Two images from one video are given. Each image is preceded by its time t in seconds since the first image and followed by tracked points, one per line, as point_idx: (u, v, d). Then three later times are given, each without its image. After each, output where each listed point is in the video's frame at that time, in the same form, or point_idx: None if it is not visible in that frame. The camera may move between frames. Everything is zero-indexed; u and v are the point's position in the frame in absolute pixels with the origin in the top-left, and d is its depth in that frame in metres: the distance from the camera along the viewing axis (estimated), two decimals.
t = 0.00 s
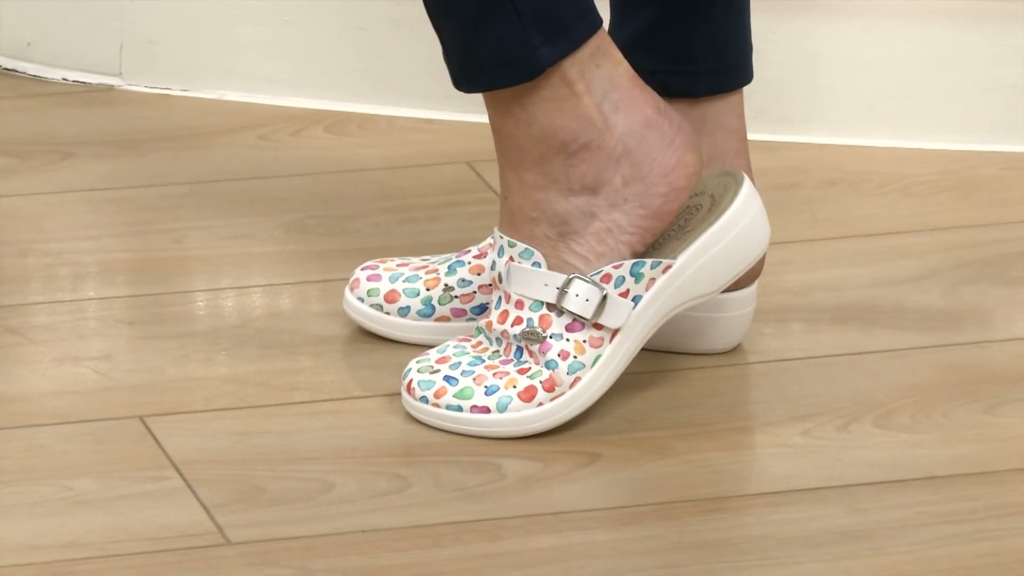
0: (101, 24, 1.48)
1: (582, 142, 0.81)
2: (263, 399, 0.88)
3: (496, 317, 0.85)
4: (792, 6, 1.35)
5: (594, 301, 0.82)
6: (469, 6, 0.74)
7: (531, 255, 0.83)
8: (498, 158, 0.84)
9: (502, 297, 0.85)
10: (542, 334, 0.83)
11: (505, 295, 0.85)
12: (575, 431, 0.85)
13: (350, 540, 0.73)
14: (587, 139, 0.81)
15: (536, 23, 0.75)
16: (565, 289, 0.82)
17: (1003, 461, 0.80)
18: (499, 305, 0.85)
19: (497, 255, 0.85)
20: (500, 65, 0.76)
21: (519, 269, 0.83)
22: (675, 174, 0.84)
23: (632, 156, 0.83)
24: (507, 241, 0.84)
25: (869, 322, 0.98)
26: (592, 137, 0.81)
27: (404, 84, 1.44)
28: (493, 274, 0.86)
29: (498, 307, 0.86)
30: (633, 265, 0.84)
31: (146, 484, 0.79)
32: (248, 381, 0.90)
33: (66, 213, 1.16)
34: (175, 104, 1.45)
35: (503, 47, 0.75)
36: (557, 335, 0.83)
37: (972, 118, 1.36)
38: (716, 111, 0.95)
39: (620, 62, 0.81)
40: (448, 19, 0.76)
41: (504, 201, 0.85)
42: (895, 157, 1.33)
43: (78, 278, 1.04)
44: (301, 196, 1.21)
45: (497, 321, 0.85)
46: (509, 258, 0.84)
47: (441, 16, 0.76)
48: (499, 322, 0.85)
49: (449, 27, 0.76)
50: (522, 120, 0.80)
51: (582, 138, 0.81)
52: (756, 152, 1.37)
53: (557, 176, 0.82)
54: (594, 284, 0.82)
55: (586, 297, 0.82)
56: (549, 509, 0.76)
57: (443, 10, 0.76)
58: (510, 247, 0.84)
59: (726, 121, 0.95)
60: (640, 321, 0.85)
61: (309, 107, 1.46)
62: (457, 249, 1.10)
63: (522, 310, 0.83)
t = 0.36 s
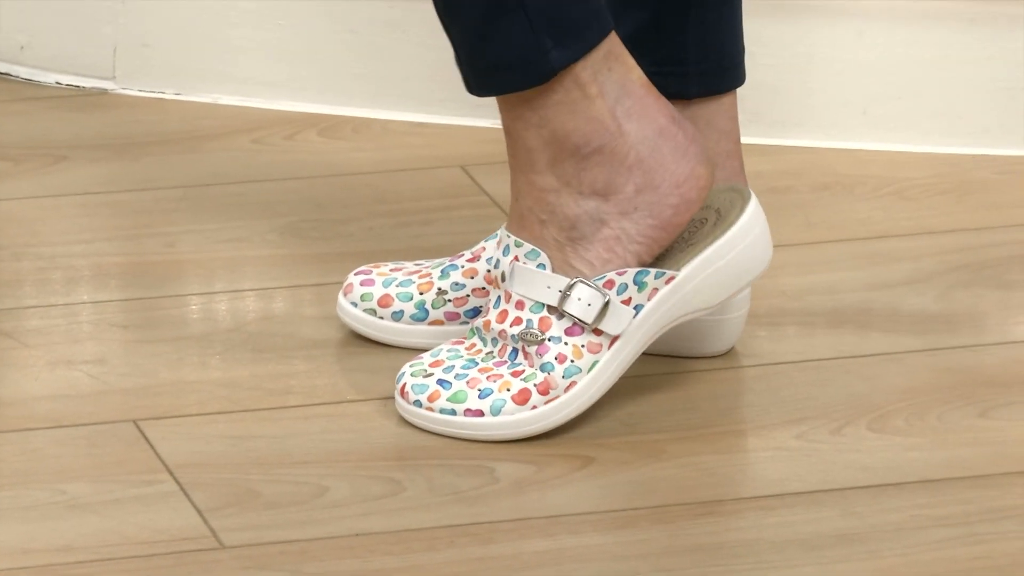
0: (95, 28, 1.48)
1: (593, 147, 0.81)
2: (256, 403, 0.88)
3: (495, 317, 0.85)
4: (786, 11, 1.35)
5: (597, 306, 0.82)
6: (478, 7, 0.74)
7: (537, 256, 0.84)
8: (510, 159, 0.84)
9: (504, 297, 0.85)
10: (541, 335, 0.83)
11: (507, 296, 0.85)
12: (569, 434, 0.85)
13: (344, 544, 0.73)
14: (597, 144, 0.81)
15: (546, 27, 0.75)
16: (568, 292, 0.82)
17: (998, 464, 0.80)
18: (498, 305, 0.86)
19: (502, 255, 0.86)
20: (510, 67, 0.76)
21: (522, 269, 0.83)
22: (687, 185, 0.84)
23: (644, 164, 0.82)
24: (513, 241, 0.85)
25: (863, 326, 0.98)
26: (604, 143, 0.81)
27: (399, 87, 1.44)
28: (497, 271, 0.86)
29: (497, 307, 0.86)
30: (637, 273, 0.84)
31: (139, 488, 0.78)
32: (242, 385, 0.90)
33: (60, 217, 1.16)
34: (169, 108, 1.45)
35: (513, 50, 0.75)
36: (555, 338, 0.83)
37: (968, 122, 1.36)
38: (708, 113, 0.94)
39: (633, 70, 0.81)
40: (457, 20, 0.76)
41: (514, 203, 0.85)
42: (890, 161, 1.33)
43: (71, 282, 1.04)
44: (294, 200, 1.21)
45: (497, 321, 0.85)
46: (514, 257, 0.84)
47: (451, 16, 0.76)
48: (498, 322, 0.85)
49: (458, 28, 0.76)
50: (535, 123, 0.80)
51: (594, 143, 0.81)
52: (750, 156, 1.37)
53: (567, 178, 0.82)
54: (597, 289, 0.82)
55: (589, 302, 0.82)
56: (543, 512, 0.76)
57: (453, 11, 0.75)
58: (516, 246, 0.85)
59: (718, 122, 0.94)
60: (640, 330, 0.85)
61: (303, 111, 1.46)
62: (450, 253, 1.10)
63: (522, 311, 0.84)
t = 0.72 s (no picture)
0: (92, 29, 1.48)
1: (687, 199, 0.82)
2: (253, 404, 0.88)
3: (528, 318, 0.85)
4: (781, 12, 1.35)
5: (633, 339, 0.82)
6: (629, 43, 0.73)
7: (601, 278, 0.83)
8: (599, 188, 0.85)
9: (544, 300, 0.84)
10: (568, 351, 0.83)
11: (548, 302, 0.84)
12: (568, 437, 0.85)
13: (341, 545, 0.73)
14: (693, 198, 0.82)
15: (686, 72, 0.75)
16: (611, 316, 0.82)
17: (995, 465, 0.80)
18: (534, 307, 0.85)
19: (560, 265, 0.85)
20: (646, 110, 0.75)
21: (583, 285, 0.83)
22: (762, 272, 0.85)
23: (729, 237, 0.84)
24: (584, 255, 0.84)
25: (859, 327, 0.98)
26: (701, 205, 0.82)
27: (396, 88, 1.44)
28: (549, 274, 0.84)
29: (531, 309, 0.85)
30: (678, 324, 0.83)
31: (135, 490, 0.78)
32: (238, 386, 0.90)
33: (56, 218, 1.16)
34: (166, 110, 1.45)
35: (650, 93, 0.74)
36: (581, 357, 0.83)
37: (965, 124, 1.36)
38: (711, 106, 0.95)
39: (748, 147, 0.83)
40: (601, 54, 0.74)
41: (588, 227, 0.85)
42: (887, 163, 1.33)
43: (68, 283, 1.04)
44: (291, 202, 1.21)
45: (529, 323, 0.84)
46: (578, 270, 0.84)
47: (594, 47, 0.74)
48: (531, 324, 0.84)
49: (600, 61, 0.74)
50: (644, 164, 0.81)
51: (692, 200, 0.82)
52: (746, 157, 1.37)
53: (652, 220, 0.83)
54: (639, 324, 0.82)
55: (627, 333, 0.82)
56: (541, 514, 0.76)
57: (601, 41, 0.73)
58: (585, 260, 0.84)
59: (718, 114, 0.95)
60: (662, 378, 0.84)
61: (299, 113, 1.46)
62: (447, 255, 1.10)
63: (558, 322, 0.83)
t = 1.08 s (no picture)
0: (91, 30, 1.48)
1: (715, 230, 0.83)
2: (252, 405, 0.88)
3: (538, 322, 0.86)
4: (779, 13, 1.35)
5: (641, 350, 0.82)
6: (695, 70, 0.74)
7: (616, 291, 0.84)
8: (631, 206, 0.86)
9: (555, 304, 0.85)
10: (575, 356, 0.83)
11: (560, 307, 0.85)
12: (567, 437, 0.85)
13: (340, 546, 0.73)
14: (722, 230, 0.83)
15: (750, 110, 0.76)
16: (621, 324, 0.83)
17: (993, 466, 0.80)
18: (544, 310, 0.86)
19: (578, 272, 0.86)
20: (704, 133, 0.76)
21: (597, 293, 0.84)
22: (779, 314, 0.85)
23: (750, 274, 0.85)
24: (603, 266, 0.85)
25: (857, 328, 0.98)
26: (728, 238, 0.84)
27: (395, 89, 1.44)
28: (565, 282, 0.86)
29: (542, 313, 0.86)
30: (686, 338, 0.84)
31: (134, 491, 0.78)
32: (237, 387, 0.90)
33: (56, 219, 1.16)
34: (165, 110, 1.45)
35: (709, 121, 0.76)
36: (587, 362, 0.83)
37: (963, 125, 1.36)
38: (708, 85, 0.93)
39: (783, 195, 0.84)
40: (674, 70, 0.75)
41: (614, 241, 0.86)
42: (885, 164, 1.33)
43: (67, 283, 1.04)
44: (289, 202, 1.21)
45: (539, 326, 0.85)
46: (595, 279, 0.85)
47: (664, 66, 0.76)
48: (538, 327, 0.85)
49: (672, 78, 0.75)
50: (679, 189, 0.82)
51: (719, 233, 0.83)
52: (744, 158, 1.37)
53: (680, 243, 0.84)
54: (648, 334, 0.82)
55: (636, 342, 0.82)
56: (540, 515, 0.76)
57: (671, 60, 0.75)
58: (604, 271, 0.85)
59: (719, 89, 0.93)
60: (665, 388, 0.84)
61: (298, 113, 1.46)
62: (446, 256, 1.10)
63: (568, 326, 0.84)
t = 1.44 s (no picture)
0: (91, 30, 1.48)
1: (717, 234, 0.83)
2: (251, 405, 0.88)
3: (539, 322, 0.86)
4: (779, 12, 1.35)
5: (642, 350, 0.82)
6: (697, 79, 0.74)
7: (618, 291, 0.84)
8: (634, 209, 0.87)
9: (556, 304, 0.85)
10: (575, 355, 0.83)
11: (561, 307, 0.85)
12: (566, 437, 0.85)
13: (340, 546, 0.73)
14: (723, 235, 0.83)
15: (750, 121, 0.76)
16: (622, 324, 0.83)
17: (993, 466, 0.80)
18: (545, 310, 0.86)
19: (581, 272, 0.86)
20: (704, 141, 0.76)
21: (598, 293, 0.84)
22: (779, 317, 0.85)
23: (751, 278, 0.85)
24: (604, 266, 0.86)
25: (857, 328, 0.99)
26: (728, 244, 0.84)
27: (395, 88, 1.44)
28: (566, 282, 0.86)
29: (542, 312, 0.86)
30: (687, 338, 0.84)
31: (134, 491, 0.78)
32: (237, 387, 0.90)
33: (56, 219, 1.16)
34: (164, 110, 1.45)
35: (709, 131, 0.76)
36: (587, 361, 0.83)
37: (963, 125, 1.36)
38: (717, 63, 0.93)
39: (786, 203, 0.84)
40: (678, 76, 0.75)
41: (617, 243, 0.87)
42: (885, 164, 1.33)
43: (67, 283, 1.04)
44: (289, 202, 1.21)
45: (539, 326, 0.85)
46: (596, 279, 0.85)
47: (667, 72, 0.76)
48: (539, 326, 0.86)
49: (675, 82, 0.75)
50: (679, 196, 0.82)
51: (720, 239, 0.83)
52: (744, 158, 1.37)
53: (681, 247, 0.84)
54: (649, 334, 0.82)
55: (637, 342, 0.82)
56: (539, 515, 0.76)
57: (673, 67, 0.75)
58: (606, 272, 0.85)
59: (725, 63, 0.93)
60: (665, 387, 0.84)
61: (297, 113, 1.46)
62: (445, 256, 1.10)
63: (568, 326, 0.84)
